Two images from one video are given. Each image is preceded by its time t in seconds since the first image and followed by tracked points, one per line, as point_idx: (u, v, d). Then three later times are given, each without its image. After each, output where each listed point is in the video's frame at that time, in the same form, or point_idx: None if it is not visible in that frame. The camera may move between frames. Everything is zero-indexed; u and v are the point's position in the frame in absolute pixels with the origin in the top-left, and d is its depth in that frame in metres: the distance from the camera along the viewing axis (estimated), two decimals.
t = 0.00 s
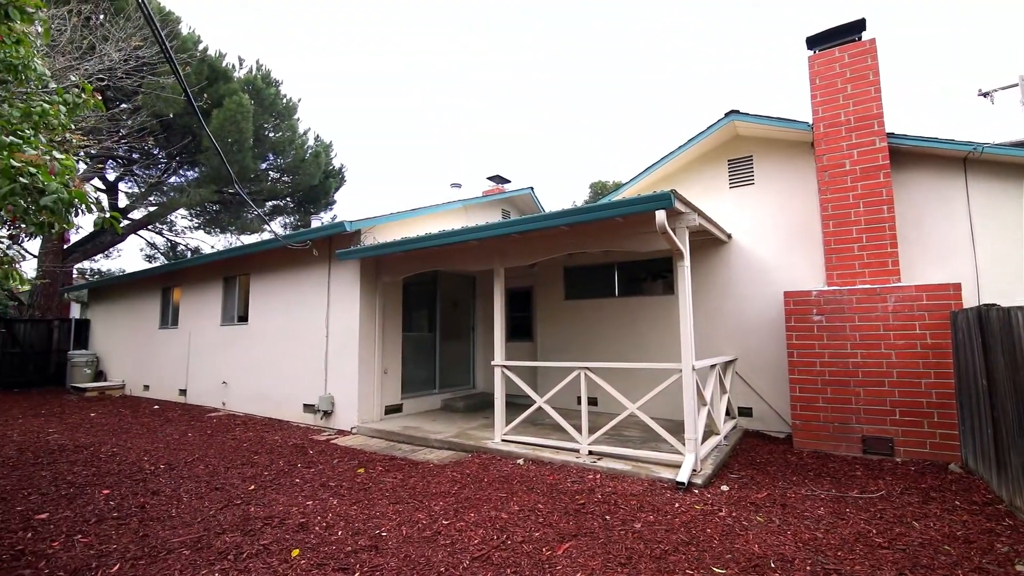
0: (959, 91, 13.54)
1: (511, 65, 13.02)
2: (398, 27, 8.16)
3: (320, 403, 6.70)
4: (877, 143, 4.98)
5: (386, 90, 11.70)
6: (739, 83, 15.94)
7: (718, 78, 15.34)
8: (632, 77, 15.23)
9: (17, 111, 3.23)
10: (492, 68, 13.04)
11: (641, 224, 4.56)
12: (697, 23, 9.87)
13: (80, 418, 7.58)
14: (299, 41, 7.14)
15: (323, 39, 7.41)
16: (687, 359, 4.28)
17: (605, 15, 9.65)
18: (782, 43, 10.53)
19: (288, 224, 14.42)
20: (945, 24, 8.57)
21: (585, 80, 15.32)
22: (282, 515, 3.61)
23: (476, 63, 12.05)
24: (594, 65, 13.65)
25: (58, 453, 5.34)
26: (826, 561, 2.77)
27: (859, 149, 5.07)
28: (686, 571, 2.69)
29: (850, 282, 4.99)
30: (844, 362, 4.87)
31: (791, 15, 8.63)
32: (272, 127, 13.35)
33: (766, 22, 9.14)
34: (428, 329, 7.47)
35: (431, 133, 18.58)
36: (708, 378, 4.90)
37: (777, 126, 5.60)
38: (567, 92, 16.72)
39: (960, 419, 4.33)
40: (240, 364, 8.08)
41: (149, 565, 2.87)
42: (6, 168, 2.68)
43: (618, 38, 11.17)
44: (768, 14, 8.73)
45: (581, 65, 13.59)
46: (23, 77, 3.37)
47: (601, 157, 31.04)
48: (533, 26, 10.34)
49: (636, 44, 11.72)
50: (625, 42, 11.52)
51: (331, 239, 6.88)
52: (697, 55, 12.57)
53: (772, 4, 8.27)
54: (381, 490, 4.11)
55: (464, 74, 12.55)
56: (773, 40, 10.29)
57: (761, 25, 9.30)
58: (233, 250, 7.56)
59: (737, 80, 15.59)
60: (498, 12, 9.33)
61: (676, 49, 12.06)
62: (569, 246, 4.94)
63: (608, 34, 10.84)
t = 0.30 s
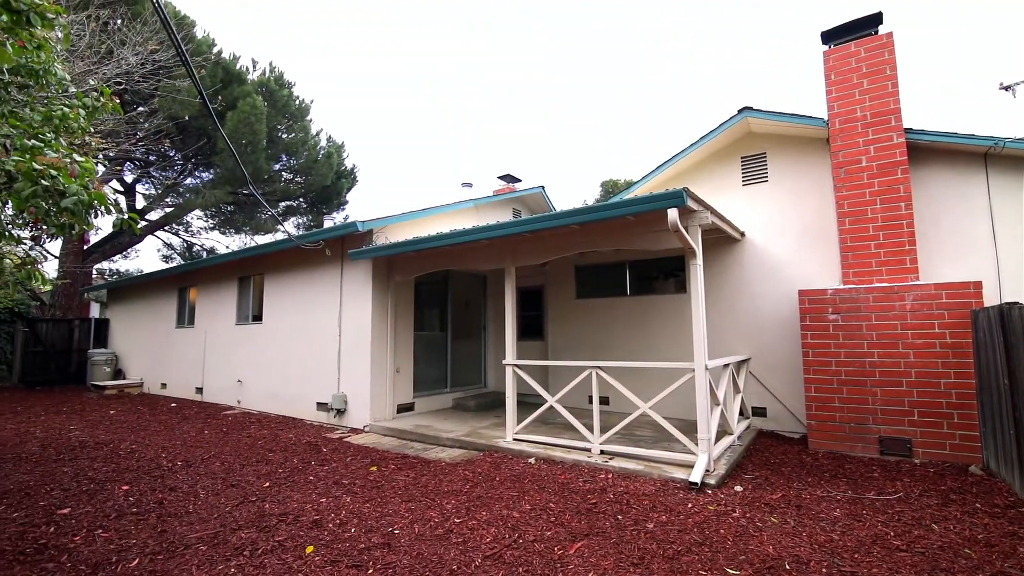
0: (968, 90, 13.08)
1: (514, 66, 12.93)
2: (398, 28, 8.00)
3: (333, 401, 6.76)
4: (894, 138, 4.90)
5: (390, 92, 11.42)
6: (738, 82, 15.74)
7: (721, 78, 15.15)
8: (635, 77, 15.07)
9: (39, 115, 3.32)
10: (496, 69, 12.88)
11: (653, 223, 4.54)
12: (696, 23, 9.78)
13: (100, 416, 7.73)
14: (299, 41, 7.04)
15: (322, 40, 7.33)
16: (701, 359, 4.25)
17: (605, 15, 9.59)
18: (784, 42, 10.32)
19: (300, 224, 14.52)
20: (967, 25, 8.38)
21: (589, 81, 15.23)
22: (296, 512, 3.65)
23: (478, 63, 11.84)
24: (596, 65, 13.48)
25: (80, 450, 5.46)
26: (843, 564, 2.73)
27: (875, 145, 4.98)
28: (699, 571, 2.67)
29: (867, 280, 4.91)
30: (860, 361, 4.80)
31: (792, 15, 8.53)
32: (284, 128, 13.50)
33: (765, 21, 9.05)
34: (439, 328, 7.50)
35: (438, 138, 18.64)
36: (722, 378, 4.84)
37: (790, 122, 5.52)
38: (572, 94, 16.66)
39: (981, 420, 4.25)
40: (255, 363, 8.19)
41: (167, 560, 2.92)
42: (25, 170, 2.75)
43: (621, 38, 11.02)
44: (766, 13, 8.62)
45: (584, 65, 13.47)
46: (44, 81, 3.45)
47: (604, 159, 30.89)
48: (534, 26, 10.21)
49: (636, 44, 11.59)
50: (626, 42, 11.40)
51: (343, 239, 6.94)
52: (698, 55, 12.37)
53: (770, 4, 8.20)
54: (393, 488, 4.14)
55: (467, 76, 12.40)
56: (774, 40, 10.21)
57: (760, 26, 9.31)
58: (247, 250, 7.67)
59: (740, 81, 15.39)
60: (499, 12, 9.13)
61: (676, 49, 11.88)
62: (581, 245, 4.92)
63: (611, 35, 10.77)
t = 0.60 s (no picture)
0: (985, 86, 12.74)
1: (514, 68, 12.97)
2: (399, 28, 7.93)
3: (350, 399, 6.83)
4: (917, 133, 4.78)
5: (393, 93, 11.10)
6: (738, 81, 15.37)
7: (722, 77, 14.86)
8: (638, 78, 14.98)
9: (66, 120, 3.42)
10: (498, 69, 12.76)
11: (668, 221, 4.50)
12: (698, 23, 9.90)
13: (125, 413, 7.92)
14: (300, 41, 7.03)
15: (323, 40, 7.31)
16: (718, 358, 4.20)
17: (605, 15, 9.65)
18: (784, 42, 10.53)
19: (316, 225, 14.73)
20: (989, 18, 8.06)
21: (591, 82, 15.22)
22: (314, 509, 3.70)
23: (479, 63, 11.63)
24: (597, 66, 13.51)
25: (105, 446, 5.60)
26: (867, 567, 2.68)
27: (898, 140, 4.87)
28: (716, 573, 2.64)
29: (889, 278, 4.81)
30: (883, 361, 4.70)
31: (799, 18, 8.79)
32: (301, 130, 13.69)
33: (764, 20, 9.19)
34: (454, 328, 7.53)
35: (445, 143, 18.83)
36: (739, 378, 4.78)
37: (810, 117, 5.42)
38: (576, 94, 16.67)
39: (1009, 422, 4.13)
40: (274, 362, 8.32)
41: (190, 555, 2.98)
42: (54, 174, 2.82)
43: (621, 38, 11.06)
44: (767, 13, 8.84)
45: (585, 65, 13.47)
46: (71, 87, 3.56)
47: (611, 163, 30.74)
48: (534, 27, 10.18)
49: (636, 45, 11.61)
50: (626, 42, 11.43)
51: (359, 239, 7.00)
52: (698, 55, 12.29)
53: (770, 4, 8.42)
54: (409, 486, 4.17)
55: (468, 77, 12.21)
56: (773, 40, 10.45)
57: (760, 25, 9.48)
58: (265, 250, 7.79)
59: (741, 81, 15.31)
60: (500, 11, 9.06)
61: (676, 49, 11.83)
62: (596, 244, 4.90)
63: (611, 34, 10.81)
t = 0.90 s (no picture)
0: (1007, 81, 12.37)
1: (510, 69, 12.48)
2: (399, 28, 7.26)
3: (368, 398, 6.90)
4: (945, 126, 4.64)
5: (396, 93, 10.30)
6: (744, 82, 15.50)
7: (728, 78, 14.85)
8: (642, 78, 15.08)
9: (95, 126, 3.52)
10: (504, 70, 12.36)
11: (687, 219, 4.45)
12: (699, 23, 9.87)
13: (151, 411, 8.12)
14: (298, 41, 6.40)
15: (323, 40, 6.66)
16: (738, 359, 4.14)
17: (604, 15, 9.64)
18: (784, 42, 10.75)
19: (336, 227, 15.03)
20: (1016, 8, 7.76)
21: (595, 82, 15.10)
22: (333, 506, 3.75)
23: (485, 64, 11.09)
24: (601, 68, 13.67)
25: (133, 443, 5.75)
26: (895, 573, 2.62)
27: (926, 134, 4.73)
28: None
29: (915, 277, 4.70)
30: (909, 361, 4.58)
31: (801, 19, 9.12)
32: (320, 132, 13.87)
33: (764, 19, 9.27)
34: (471, 327, 7.57)
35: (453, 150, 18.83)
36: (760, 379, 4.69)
37: (833, 113, 5.30)
38: (580, 95, 16.38)
39: None
40: (295, 361, 8.45)
41: (213, 549, 3.04)
42: (84, 178, 2.90)
43: (621, 38, 11.06)
44: (768, 13, 8.88)
45: (588, 67, 13.51)
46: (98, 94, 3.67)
47: (619, 164, 30.61)
48: (535, 27, 9.89)
49: (636, 45, 11.64)
50: (626, 43, 11.45)
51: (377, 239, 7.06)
52: (698, 55, 12.39)
53: (770, 4, 8.45)
54: (426, 484, 4.21)
55: (474, 76, 11.61)
56: (773, 40, 10.64)
57: (760, 25, 9.57)
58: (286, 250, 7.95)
59: (745, 82, 15.40)
60: (500, 11, 8.60)
61: (676, 49, 11.90)
62: (614, 243, 4.87)
63: (611, 35, 10.79)
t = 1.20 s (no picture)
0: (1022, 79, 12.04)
1: (511, 72, 12.45)
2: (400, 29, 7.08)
3: (386, 397, 6.97)
4: (974, 119, 4.51)
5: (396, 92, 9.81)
6: (745, 82, 15.47)
7: (731, 77, 14.79)
8: (644, 78, 14.92)
9: (121, 130, 3.63)
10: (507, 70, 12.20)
11: (704, 217, 4.39)
12: (700, 23, 9.77)
13: (175, 408, 8.31)
14: (298, 41, 6.18)
15: (323, 40, 6.44)
16: (757, 358, 4.08)
17: (604, 15, 9.54)
18: (784, 41, 10.66)
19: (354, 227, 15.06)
20: None
21: (599, 82, 14.93)
22: (352, 503, 3.79)
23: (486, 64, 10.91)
24: (603, 70, 13.77)
25: (158, 439, 5.89)
26: None
27: (954, 127, 4.60)
28: None
29: (942, 274, 4.57)
30: (936, 361, 4.46)
31: (801, 19, 9.09)
32: (336, 134, 14.00)
33: (765, 20, 9.20)
34: (487, 326, 7.58)
35: (459, 152, 18.40)
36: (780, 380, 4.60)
37: (856, 106, 5.17)
38: (582, 95, 16.10)
39: None
40: (313, 360, 8.57)
41: (235, 544, 3.10)
42: (111, 182, 3.00)
43: (622, 38, 10.96)
44: (769, 13, 8.80)
45: (590, 70, 13.59)
46: (124, 99, 3.77)
47: (626, 164, 30.43)
48: (535, 26, 9.76)
49: (637, 45, 11.54)
50: (626, 43, 11.37)
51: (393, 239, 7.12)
52: (699, 55, 12.31)
53: (773, 4, 8.40)
54: (442, 482, 4.23)
55: (476, 76, 11.37)
56: (774, 40, 10.56)
57: (761, 25, 9.50)
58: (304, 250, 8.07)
59: (749, 82, 15.32)
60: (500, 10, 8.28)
61: (677, 49, 11.81)
62: (631, 242, 4.84)
63: (613, 35, 10.69)
